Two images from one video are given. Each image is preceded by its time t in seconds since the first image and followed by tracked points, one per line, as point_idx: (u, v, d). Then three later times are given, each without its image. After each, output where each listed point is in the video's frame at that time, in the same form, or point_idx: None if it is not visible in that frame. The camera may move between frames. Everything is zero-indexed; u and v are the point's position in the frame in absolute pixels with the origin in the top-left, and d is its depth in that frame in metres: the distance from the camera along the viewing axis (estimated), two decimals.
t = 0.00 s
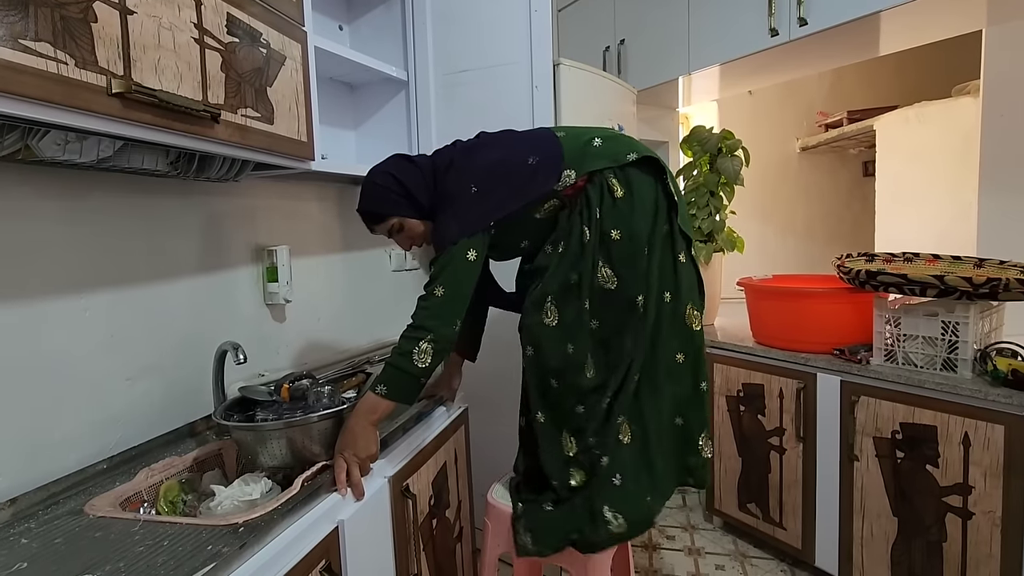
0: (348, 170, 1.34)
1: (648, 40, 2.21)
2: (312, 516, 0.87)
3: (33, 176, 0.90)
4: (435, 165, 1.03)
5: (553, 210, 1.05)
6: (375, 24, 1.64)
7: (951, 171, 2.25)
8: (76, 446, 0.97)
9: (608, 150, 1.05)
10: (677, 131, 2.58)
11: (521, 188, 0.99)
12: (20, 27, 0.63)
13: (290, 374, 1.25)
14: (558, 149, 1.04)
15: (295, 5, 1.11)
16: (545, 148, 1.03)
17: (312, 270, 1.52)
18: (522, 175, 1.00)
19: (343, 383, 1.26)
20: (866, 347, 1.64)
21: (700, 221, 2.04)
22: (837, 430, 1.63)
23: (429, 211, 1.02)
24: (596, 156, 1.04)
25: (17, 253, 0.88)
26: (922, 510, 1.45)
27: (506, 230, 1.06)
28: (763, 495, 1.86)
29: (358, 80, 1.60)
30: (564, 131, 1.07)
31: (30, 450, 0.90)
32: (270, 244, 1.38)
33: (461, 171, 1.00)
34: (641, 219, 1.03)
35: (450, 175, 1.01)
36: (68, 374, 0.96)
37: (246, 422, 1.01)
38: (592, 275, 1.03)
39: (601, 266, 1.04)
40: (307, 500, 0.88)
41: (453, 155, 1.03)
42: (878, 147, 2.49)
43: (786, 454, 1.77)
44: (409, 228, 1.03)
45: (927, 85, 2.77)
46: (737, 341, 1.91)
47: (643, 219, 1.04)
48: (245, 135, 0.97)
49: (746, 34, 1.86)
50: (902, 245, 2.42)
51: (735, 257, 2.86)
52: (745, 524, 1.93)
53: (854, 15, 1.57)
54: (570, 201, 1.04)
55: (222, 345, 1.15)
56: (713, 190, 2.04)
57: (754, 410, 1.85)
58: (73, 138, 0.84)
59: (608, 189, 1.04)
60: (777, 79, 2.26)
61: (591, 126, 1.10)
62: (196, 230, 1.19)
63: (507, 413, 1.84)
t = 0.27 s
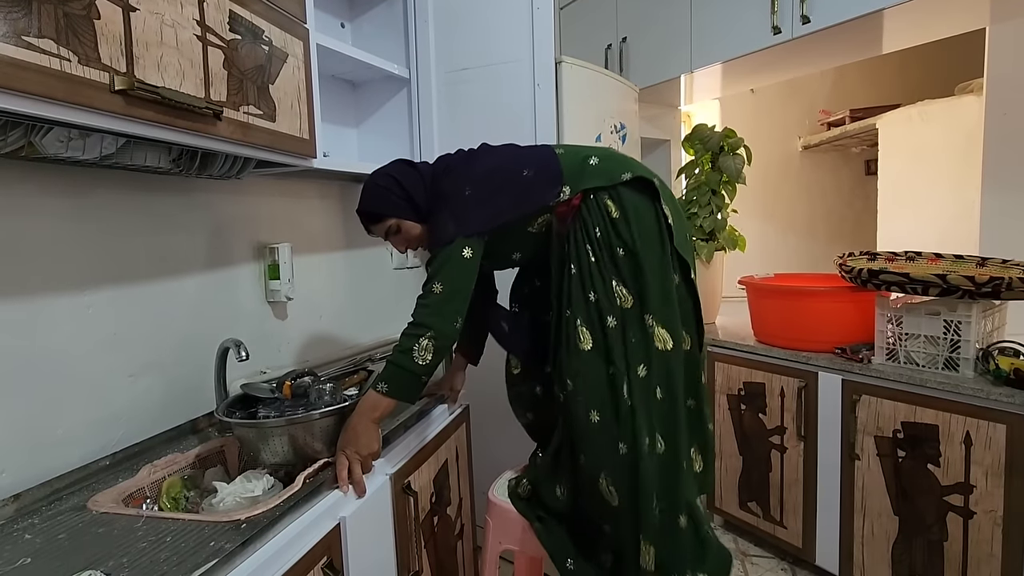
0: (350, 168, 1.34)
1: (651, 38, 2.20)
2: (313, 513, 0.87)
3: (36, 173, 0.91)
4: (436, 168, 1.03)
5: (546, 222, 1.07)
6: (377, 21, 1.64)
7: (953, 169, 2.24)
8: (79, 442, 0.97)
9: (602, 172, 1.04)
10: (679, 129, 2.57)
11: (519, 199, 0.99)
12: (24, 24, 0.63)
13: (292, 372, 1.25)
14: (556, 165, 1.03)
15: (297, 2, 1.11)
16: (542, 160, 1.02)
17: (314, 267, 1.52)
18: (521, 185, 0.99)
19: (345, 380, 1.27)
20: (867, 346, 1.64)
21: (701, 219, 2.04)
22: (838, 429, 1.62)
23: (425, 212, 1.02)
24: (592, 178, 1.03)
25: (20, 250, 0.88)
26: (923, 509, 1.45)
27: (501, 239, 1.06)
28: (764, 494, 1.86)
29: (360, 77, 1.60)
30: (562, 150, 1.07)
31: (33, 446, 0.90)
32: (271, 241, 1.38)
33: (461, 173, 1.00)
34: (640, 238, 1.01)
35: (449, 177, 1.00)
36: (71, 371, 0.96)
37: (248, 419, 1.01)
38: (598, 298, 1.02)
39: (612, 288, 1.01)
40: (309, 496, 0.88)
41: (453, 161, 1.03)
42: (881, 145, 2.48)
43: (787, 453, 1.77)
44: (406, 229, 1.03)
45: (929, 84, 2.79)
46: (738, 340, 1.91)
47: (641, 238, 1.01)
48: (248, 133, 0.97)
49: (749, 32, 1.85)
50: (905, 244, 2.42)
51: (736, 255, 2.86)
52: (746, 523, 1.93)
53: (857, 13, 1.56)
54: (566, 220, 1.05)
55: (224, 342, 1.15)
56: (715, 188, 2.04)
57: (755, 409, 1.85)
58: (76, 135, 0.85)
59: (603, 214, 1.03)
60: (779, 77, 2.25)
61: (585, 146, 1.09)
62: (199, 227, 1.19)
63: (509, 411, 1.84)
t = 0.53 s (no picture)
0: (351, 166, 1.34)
1: (652, 36, 2.20)
2: (315, 510, 0.87)
3: (39, 170, 0.91)
4: (449, 193, 1.03)
5: (532, 278, 1.05)
6: (377, 20, 1.65)
7: (955, 168, 2.24)
8: (82, 439, 0.97)
9: (591, 243, 1.01)
10: (680, 128, 2.57)
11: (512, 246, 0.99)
12: (27, 23, 0.63)
13: (294, 369, 1.25)
14: (555, 223, 1.02)
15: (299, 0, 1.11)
16: (546, 216, 1.02)
17: (315, 265, 1.53)
18: (521, 230, 0.99)
19: (346, 378, 1.27)
20: (869, 345, 1.64)
21: (702, 217, 2.04)
22: (839, 427, 1.62)
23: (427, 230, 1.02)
24: (579, 248, 1.00)
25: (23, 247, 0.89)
26: (923, 508, 1.45)
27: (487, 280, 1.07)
28: (765, 492, 1.86)
29: (361, 75, 1.61)
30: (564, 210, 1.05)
31: (36, 443, 0.91)
32: (273, 239, 1.38)
33: (469, 202, 1.01)
34: (620, 320, 0.96)
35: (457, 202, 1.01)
36: (74, 368, 0.96)
37: (250, 416, 1.01)
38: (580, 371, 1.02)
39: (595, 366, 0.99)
40: (311, 493, 0.88)
41: (466, 188, 1.04)
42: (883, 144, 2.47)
43: (788, 452, 1.77)
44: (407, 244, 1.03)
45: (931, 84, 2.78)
46: (740, 339, 1.91)
47: (621, 319, 0.96)
48: (249, 131, 0.97)
49: (750, 30, 1.85)
50: (906, 243, 2.42)
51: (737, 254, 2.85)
52: (747, 522, 1.93)
53: (859, 11, 1.56)
54: (552, 285, 1.04)
55: (226, 340, 1.16)
56: (716, 186, 2.04)
57: (756, 407, 1.85)
58: (79, 133, 0.85)
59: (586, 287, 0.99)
60: (781, 76, 2.25)
61: (581, 211, 1.05)
62: (201, 226, 1.20)
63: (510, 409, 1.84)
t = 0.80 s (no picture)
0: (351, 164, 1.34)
1: (653, 33, 2.20)
2: (315, 507, 0.87)
3: (39, 168, 0.91)
4: (518, 236, 0.93)
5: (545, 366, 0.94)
6: (378, 17, 1.65)
7: (956, 165, 2.23)
8: (83, 436, 0.98)
9: (618, 390, 0.90)
10: (681, 125, 2.57)
11: (538, 306, 0.86)
12: (27, 20, 0.63)
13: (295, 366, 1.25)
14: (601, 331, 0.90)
15: None
16: (600, 314, 0.90)
17: (316, 263, 1.53)
18: (559, 292, 0.87)
19: (347, 375, 1.27)
20: (869, 342, 1.64)
21: (703, 215, 2.04)
22: (839, 424, 1.63)
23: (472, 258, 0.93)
24: (599, 363, 0.91)
25: (24, 243, 0.89)
26: (923, 505, 1.46)
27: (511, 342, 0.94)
28: (765, 490, 1.86)
29: (362, 72, 1.62)
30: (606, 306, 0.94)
31: (37, 440, 0.91)
32: (274, 237, 1.38)
33: (530, 255, 0.90)
34: (626, 436, 0.89)
35: (518, 247, 0.91)
36: (75, 365, 0.97)
37: (250, 413, 1.01)
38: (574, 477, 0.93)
39: (581, 515, 0.92)
40: (311, 490, 0.89)
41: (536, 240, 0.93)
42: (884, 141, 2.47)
43: (788, 449, 1.77)
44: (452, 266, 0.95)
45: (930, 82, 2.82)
46: (740, 336, 1.91)
47: (623, 437, 0.90)
48: (249, 128, 0.97)
49: (751, 27, 1.85)
50: (908, 240, 2.41)
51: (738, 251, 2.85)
52: (747, 519, 1.94)
53: (860, 8, 1.56)
54: (564, 401, 0.95)
55: (227, 337, 1.16)
56: (716, 184, 2.04)
57: (757, 404, 1.85)
58: (79, 131, 0.85)
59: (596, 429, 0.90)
60: (783, 73, 2.24)
61: (625, 337, 0.93)
62: (201, 223, 1.20)
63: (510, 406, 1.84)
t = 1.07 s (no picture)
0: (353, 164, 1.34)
1: (654, 32, 2.20)
2: (316, 506, 0.87)
3: (42, 169, 0.91)
4: (588, 238, 0.91)
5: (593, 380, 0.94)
6: (378, 16, 1.65)
7: (957, 163, 2.23)
8: (86, 435, 0.98)
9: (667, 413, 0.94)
10: (682, 124, 2.57)
11: (586, 318, 0.83)
12: (30, 22, 0.64)
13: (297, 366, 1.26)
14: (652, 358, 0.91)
15: None
16: (652, 344, 0.89)
17: (317, 263, 1.53)
18: (620, 303, 0.86)
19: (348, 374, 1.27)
20: (870, 341, 1.64)
21: (704, 214, 2.05)
22: (841, 423, 1.63)
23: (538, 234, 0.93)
24: (660, 392, 0.93)
25: (27, 244, 0.89)
26: (925, 503, 1.46)
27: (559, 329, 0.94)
28: (766, 489, 1.86)
29: (363, 72, 1.62)
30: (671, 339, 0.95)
31: (41, 440, 0.92)
32: (275, 237, 1.38)
33: (598, 260, 0.87)
34: (679, 457, 0.95)
35: (588, 248, 0.89)
36: (78, 365, 0.97)
37: (253, 413, 1.02)
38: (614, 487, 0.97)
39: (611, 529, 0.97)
40: (313, 489, 0.89)
41: (607, 246, 0.91)
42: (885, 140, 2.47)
43: (789, 448, 1.77)
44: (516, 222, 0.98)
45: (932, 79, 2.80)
46: (741, 335, 1.91)
47: (673, 459, 0.95)
48: (251, 129, 0.97)
49: (752, 26, 1.85)
50: (909, 239, 2.41)
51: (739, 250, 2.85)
52: (748, 518, 1.94)
53: (860, 7, 1.56)
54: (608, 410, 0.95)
55: (230, 337, 1.16)
56: (717, 183, 2.04)
57: (758, 403, 1.85)
58: (83, 132, 0.85)
59: (641, 465, 0.95)
60: (783, 72, 2.25)
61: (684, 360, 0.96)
62: (203, 223, 1.20)
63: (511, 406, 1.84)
